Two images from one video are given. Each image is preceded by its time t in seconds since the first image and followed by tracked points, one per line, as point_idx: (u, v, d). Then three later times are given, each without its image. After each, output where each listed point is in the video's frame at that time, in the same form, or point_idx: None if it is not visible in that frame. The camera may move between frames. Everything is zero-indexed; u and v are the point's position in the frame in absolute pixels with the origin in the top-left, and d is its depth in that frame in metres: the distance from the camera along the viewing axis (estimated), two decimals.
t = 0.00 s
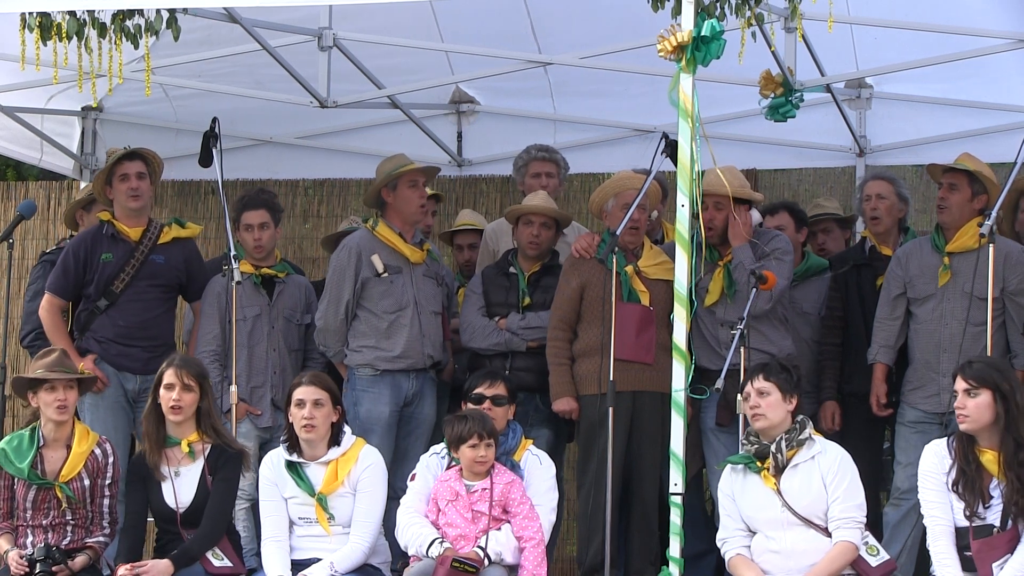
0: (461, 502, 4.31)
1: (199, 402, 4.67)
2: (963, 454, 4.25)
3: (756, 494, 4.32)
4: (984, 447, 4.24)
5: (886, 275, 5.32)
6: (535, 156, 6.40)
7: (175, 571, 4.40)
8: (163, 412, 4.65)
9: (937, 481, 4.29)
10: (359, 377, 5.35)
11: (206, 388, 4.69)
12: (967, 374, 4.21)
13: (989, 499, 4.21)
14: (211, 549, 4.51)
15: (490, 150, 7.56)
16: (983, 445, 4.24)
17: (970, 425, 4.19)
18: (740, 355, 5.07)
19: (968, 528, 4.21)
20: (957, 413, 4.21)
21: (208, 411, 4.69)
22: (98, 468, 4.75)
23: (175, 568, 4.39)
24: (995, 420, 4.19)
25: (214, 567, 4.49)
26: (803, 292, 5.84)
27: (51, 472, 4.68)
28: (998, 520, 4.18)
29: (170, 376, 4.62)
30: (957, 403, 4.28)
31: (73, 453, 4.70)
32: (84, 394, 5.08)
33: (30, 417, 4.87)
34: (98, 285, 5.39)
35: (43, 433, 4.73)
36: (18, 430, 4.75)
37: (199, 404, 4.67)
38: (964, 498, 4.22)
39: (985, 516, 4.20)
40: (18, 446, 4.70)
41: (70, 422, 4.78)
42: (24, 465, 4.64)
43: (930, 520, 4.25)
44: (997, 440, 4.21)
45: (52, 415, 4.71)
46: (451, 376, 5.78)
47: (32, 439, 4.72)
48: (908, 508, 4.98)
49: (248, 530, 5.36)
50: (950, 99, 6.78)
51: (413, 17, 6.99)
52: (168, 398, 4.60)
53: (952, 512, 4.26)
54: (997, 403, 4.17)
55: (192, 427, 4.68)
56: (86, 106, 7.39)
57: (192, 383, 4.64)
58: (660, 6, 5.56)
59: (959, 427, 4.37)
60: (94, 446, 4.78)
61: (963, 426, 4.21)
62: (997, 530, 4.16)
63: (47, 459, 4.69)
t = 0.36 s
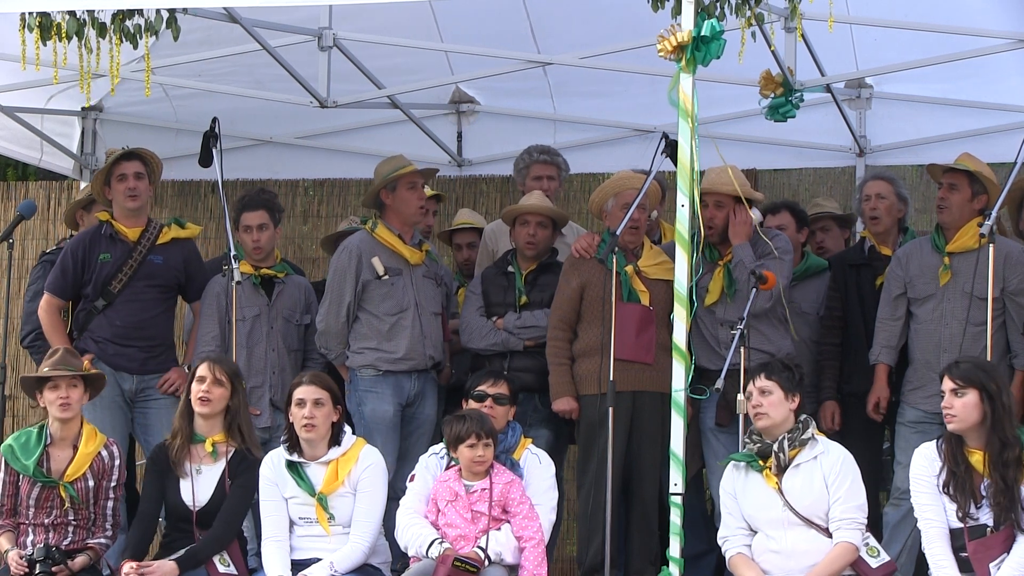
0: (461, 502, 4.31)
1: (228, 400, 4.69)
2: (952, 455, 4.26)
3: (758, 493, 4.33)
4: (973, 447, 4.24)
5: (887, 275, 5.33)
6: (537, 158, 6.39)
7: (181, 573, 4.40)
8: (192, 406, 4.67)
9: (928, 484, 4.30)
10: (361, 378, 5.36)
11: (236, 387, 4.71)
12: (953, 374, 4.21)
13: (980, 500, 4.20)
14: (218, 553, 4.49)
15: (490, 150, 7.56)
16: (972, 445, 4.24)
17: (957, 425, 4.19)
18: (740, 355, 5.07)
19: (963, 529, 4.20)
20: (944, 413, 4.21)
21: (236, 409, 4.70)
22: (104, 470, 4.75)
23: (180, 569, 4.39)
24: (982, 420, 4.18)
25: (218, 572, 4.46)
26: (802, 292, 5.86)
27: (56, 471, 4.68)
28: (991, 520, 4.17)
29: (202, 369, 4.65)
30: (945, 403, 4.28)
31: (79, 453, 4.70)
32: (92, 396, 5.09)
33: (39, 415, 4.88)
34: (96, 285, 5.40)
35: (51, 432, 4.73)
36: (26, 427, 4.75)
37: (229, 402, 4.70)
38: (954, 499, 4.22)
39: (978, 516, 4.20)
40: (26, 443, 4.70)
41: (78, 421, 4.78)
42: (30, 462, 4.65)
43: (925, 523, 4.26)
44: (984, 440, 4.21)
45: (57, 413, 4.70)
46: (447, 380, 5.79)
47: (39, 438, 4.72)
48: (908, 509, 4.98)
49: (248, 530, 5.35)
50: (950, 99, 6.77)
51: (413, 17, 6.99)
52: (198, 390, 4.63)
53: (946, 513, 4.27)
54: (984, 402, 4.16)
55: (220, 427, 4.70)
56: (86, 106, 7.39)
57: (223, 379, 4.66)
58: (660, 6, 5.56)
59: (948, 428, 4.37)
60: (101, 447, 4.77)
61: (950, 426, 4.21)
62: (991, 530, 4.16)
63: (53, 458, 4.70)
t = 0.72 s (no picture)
0: (460, 503, 4.31)
1: (236, 398, 4.72)
2: (954, 455, 4.25)
3: (771, 489, 4.33)
4: (975, 447, 4.24)
5: (887, 276, 5.33)
6: (541, 160, 6.39)
7: (183, 573, 4.40)
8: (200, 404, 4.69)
9: (930, 483, 4.30)
10: (357, 376, 5.35)
11: (243, 385, 4.74)
12: (956, 374, 4.21)
13: (981, 499, 4.21)
14: (221, 554, 4.49)
15: (489, 150, 7.56)
16: (975, 445, 4.24)
17: (960, 426, 4.19)
18: (740, 355, 5.06)
19: (963, 529, 4.20)
20: (947, 413, 4.21)
21: (244, 407, 4.73)
22: (106, 471, 4.75)
23: (183, 570, 4.39)
24: (985, 420, 4.18)
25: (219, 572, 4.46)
26: (802, 293, 5.86)
27: (59, 471, 4.69)
28: (992, 521, 4.17)
29: (209, 367, 4.69)
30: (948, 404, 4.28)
31: (83, 454, 4.71)
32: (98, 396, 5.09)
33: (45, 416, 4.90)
34: (97, 285, 5.39)
35: (56, 432, 4.75)
36: (31, 426, 4.77)
37: (237, 400, 4.72)
38: (955, 499, 4.22)
39: (979, 517, 4.20)
40: (30, 442, 4.72)
41: (83, 422, 4.79)
42: (34, 461, 4.66)
43: (925, 522, 4.26)
44: (986, 441, 4.21)
45: (61, 413, 4.71)
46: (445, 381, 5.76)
47: (44, 437, 4.74)
48: (908, 508, 4.99)
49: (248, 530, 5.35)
50: (951, 99, 6.77)
51: (413, 17, 6.99)
52: (205, 386, 4.65)
53: (947, 513, 4.26)
54: (987, 403, 4.17)
55: (227, 425, 4.71)
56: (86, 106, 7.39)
57: (231, 376, 4.69)
58: (660, 6, 5.55)
59: (950, 428, 4.37)
60: (105, 449, 4.78)
61: (953, 426, 4.21)
62: (992, 530, 4.15)
63: (57, 458, 4.71)
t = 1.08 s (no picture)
0: (460, 503, 4.31)
1: (215, 397, 4.68)
2: (963, 455, 4.25)
3: (789, 487, 4.32)
4: (984, 447, 4.24)
5: (887, 276, 5.32)
6: (542, 162, 6.38)
7: (180, 572, 4.39)
8: (179, 407, 4.66)
9: (937, 481, 4.30)
10: (353, 376, 5.35)
11: (221, 383, 4.69)
12: (968, 375, 4.20)
13: (989, 499, 4.21)
14: (217, 552, 4.50)
15: (489, 150, 7.55)
16: (984, 445, 4.24)
17: (971, 426, 4.19)
18: (740, 355, 5.05)
19: (968, 528, 4.21)
20: (958, 413, 4.20)
21: (223, 406, 4.69)
22: (103, 469, 4.75)
23: (180, 569, 4.38)
24: (996, 421, 4.18)
25: (217, 571, 4.47)
26: (802, 293, 5.86)
27: (56, 470, 4.69)
28: (998, 521, 4.17)
29: (185, 369, 4.65)
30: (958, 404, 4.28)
31: (79, 452, 4.70)
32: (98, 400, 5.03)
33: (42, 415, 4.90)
34: (100, 284, 5.40)
35: (51, 432, 4.74)
36: (28, 426, 4.77)
37: (215, 399, 4.68)
38: (963, 499, 4.22)
39: (985, 516, 4.20)
40: (27, 442, 4.71)
41: (77, 420, 4.78)
42: (30, 461, 4.65)
43: (929, 520, 4.26)
44: (998, 441, 4.20)
45: (54, 414, 4.70)
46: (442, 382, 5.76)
47: (40, 437, 4.74)
48: (909, 508, 5.00)
49: (247, 530, 5.35)
50: (951, 99, 6.77)
51: (413, 17, 6.99)
52: (181, 390, 4.62)
53: (952, 512, 4.26)
54: (999, 403, 4.16)
55: (209, 425, 4.68)
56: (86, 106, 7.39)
57: (207, 377, 4.65)
58: (660, 6, 5.54)
59: (958, 427, 4.36)
60: (101, 447, 4.78)
61: (964, 426, 4.21)
62: (997, 530, 4.15)
63: (53, 458, 4.70)
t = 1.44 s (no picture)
0: (460, 503, 4.31)
1: (180, 396, 4.67)
2: (968, 454, 4.25)
3: (797, 485, 4.31)
4: (990, 447, 4.24)
5: (887, 276, 5.32)
6: (540, 164, 6.38)
7: (172, 569, 4.40)
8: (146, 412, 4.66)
9: (940, 480, 4.30)
10: (352, 376, 5.36)
11: (184, 381, 4.68)
12: (975, 375, 4.20)
13: (991, 500, 4.21)
14: (208, 545, 4.51)
15: (489, 150, 7.56)
16: (989, 445, 4.24)
17: (976, 426, 4.19)
18: (740, 355, 5.05)
19: (970, 528, 4.21)
20: (964, 413, 4.20)
21: (189, 403, 4.68)
22: (99, 467, 4.73)
23: (171, 566, 4.38)
24: (1002, 421, 4.18)
25: (210, 565, 4.48)
26: (802, 293, 5.89)
27: (52, 470, 4.70)
28: (1001, 521, 4.18)
29: (144, 375, 4.65)
30: (964, 403, 4.28)
31: (73, 451, 4.70)
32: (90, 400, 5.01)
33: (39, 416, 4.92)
34: (103, 284, 5.39)
35: (45, 432, 4.76)
36: (23, 428, 4.79)
37: (181, 398, 4.67)
38: (967, 500, 4.22)
39: (988, 516, 4.20)
40: (21, 443, 4.74)
41: (70, 420, 4.78)
42: (25, 461, 4.67)
43: (931, 519, 4.26)
44: (1004, 442, 4.21)
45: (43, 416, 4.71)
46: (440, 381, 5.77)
47: (35, 437, 4.76)
48: (909, 508, 5.01)
49: (246, 530, 5.35)
50: (950, 99, 6.77)
51: (413, 17, 6.99)
52: (146, 396, 4.62)
53: (954, 511, 4.26)
54: (1007, 404, 4.16)
55: (180, 425, 4.68)
56: (85, 106, 7.39)
57: (168, 378, 4.64)
58: (661, 6, 5.48)
59: (963, 426, 4.37)
60: (96, 445, 4.76)
61: (969, 426, 4.21)
62: (998, 530, 4.16)
63: (49, 457, 4.71)
